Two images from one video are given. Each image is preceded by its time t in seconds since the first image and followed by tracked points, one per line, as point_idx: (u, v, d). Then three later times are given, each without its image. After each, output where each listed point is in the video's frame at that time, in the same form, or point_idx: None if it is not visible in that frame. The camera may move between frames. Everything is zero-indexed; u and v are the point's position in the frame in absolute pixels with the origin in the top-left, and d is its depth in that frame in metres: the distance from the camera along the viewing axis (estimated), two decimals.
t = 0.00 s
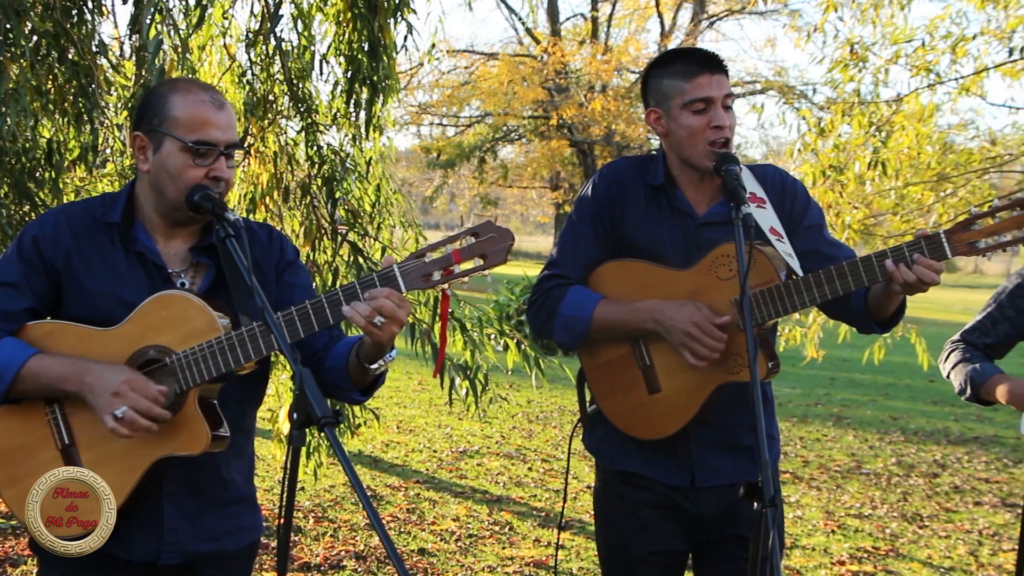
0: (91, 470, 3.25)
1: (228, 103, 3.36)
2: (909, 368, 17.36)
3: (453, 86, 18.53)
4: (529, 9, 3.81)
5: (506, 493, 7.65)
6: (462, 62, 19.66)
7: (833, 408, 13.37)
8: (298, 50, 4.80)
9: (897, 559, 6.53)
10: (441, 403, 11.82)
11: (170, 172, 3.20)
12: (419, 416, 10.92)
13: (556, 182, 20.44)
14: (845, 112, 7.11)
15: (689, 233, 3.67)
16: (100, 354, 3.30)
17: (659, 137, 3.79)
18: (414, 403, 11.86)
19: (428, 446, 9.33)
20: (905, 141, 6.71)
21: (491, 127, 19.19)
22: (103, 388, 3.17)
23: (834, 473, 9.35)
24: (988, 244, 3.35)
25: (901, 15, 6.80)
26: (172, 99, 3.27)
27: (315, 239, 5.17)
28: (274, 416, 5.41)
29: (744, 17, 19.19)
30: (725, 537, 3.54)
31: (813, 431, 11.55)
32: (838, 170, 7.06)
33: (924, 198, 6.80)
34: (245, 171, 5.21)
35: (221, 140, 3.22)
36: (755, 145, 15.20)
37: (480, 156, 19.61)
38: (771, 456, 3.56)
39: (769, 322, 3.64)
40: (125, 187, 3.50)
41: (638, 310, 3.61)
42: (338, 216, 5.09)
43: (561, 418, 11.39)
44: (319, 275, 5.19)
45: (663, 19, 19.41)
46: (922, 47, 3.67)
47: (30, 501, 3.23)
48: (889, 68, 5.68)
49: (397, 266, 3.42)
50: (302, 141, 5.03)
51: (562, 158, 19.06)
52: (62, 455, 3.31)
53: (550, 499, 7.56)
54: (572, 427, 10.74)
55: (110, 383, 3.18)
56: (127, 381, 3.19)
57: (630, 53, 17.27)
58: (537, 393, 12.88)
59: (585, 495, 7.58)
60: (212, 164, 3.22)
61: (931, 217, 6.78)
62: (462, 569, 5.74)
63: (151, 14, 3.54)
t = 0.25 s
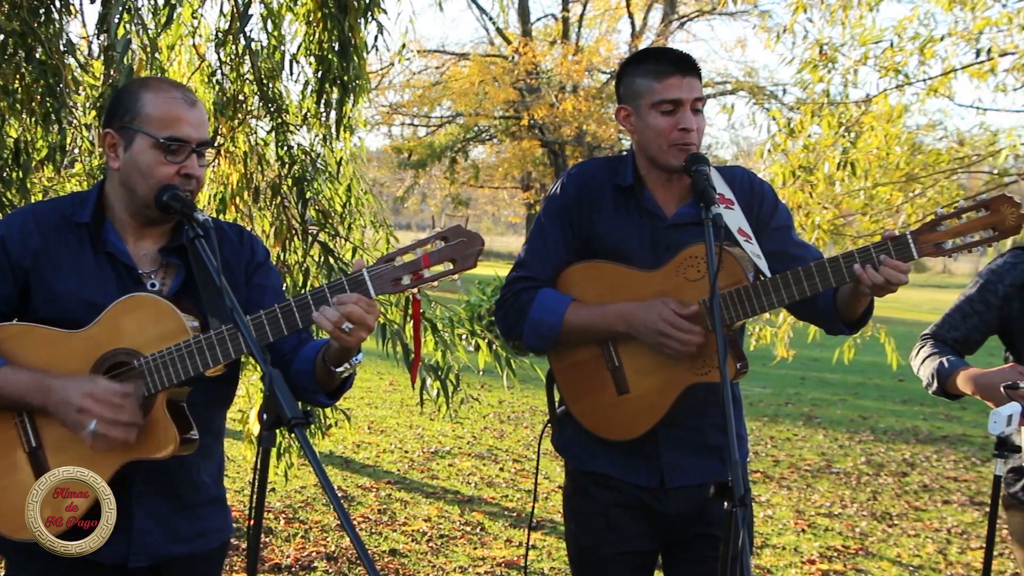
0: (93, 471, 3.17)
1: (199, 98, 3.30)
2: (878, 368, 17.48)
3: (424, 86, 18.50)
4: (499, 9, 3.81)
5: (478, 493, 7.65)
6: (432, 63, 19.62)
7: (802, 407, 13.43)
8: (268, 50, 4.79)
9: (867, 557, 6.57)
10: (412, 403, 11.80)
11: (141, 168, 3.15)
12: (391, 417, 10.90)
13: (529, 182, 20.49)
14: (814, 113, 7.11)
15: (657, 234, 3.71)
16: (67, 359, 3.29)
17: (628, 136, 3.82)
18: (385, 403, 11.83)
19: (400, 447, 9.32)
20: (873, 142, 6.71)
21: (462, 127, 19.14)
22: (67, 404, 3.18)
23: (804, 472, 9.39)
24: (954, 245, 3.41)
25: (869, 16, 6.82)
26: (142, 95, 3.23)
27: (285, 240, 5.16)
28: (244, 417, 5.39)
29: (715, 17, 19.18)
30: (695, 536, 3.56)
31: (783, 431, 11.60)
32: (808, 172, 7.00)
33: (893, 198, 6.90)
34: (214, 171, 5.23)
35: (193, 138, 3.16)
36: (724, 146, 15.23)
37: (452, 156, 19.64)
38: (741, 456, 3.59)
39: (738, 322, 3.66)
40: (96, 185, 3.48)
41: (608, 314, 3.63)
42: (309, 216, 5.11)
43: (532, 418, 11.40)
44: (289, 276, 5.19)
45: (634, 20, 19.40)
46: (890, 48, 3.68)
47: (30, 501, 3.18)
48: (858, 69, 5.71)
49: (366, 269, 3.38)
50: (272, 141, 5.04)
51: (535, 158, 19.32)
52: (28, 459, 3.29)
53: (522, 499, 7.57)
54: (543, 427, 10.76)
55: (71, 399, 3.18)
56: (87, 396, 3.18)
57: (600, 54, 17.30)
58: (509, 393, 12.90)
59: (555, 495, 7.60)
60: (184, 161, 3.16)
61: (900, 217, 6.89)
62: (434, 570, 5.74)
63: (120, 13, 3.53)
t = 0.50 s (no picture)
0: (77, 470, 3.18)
1: (168, 96, 3.28)
2: (849, 368, 17.58)
3: (395, 86, 18.47)
4: (470, 10, 3.80)
5: (449, 494, 7.64)
6: (402, 62, 19.57)
7: (773, 407, 13.49)
8: (237, 50, 4.79)
9: (836, 556, 6.60)
10: (383, 404, 11.79)
11: (109, 165, 3.12)
12: (362, 418, 10.87)
13: (499, 184, 20.19)
14: (784, 114, 7.08)
15: (628, 236, 3.73)
16: (36, 359, 3.26)
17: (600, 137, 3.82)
18: (356, 404, 11.80)
19: (371, 448, 9.30)
20: (843, 143, 6.74)
21: (434, 128, 19.04)
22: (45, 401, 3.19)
23: (774, 471, 9.42)
24: (920, 248, 3.40)
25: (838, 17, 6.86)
26: (110, 92, 3.20)
27: (254, 240, 5.11)
28: (213, 418, 5.37)
29: (685, 19, 18.84)
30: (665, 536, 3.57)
31: (754, 430, 11.64)
32: (778, 171, 7.08)
33: (862, 199, 6.94)
34: (182, 172, 5.17)
35: (162, 134, 3.14)
36: (694, 146, 15.24)
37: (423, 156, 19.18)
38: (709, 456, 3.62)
39: (708, 324, 3.68)
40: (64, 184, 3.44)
41: (578, 316, 3.64)
42: (279, 216, 5.12)
43: (504, 419, 11.41)
44: (259, 277, 5.17)
45: (605, 21, 19.34)
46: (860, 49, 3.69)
47: (30, 501, 3.15)
48: (827, 70, 5.74)
49: (337, 268, 3.41)
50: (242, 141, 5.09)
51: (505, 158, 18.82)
52: None
53: (493, 499, 7.58)
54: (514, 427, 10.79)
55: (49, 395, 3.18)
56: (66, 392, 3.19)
57: (571, 54, 17.27)
58: (481, 393, 12.91)
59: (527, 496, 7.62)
60: (152, 158, 3.13)
61: (869, 217, 6.96)
62: (405, 571, 5.73)
63: (86, 14, 3.49)
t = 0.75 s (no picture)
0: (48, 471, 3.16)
1: (138, 97, 3.26)
2: (820, 368, 17.66)
3: (366, 86, 18.39)
4: (441, 10, 3.80)
5: (421, 495, 7.62)
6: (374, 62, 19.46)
7: (744, 406, 13.53)
8: (208, 50, 4.82)
9: (808, 555, 6.62)
10: (355, 405, 11.76)
11: (77, 164, 3.10)
12: (333, 419, 10.83)
13: (471, 184, 19.98)
14: (755, 114, 7.11)
15: (599, 238, 3.72)
16: (5, 359, 3.23)
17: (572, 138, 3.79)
18: (327, 405, 11.75)
19: (343, 449, 9.27)
20: (813, 143, 6.81)
21: (406, 128, 18.73)
22: None
23: (746, 471, 9.44)
24: (892, 245, 3.42)
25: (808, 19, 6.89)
26: (78, 93, 3.17)
27: (225, 240, 5.14)
28: (183, 420, 5.35)
29: (657, 20, 18.62)
30: (634, 537, 3.60)
31: (725, 430, 11.66)
32: (750, 172, 7.09)
33: (832, 199, 6.93)
34: (153, 171, 5.17)
35: (130, 134, 3.12)
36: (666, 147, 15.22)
37: (395, 157, 18.99)
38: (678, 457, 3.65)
39: (681, 324, 3.68)
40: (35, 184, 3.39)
41: (549, 312, 3.64)
42: (250, 217, 5.11)
43: (476, 419, 11.41)
44: (230, 278, 5.14)
45: (576, 21, 19.01)
46: (829, 51, 3.72)
47: (30, 501, 3.10)
48: (797, 71, 5.77)
49: (309, 269, 3.35)
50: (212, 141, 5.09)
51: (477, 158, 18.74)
52: None
53: (465, 499, 7.58)
54: (486, 428, 10.79)
55: None
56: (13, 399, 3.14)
57: (542, 54, 17.26)
58: (453, 393, 12.89)
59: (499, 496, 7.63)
60: (121, 157, 3.12)
61: (839, 218, 6.98)
62: (376, 572, 5.72)
63: (55, 12, 3.51)
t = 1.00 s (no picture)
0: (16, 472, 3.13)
1: (100, 91, 3.25)
2: (792, 368, 17.75)
3: (338, 86, 18.31)
4: (413, 10, 3.81)
5: (393, 496, 7.62)
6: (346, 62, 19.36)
7: (716, 406, 13.58)
8: (179, 49, 4.85)
9: (779, 554, 6.65)
10: (327, 405, 11.74)
11: (40, 161, 3.08)
12: (305, 420, 10.79)
13: (444, 184, 19.93)
14: (726, 115, 7.15)
15: (573, 239, 3.70)
16: None
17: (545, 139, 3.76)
18: (299, 406, 11.70)
19: (315, 449, 9.25)
20: (785, 144, 6.86)
21: (378, 129, 18.75)
22: None
23: (718, 471, 9.47)
24: (863, 246, 3.41)
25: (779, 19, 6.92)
26: (39, 89, 3.15)
27: (196, 241, 5.11)
28: (154, 421, 5.33)
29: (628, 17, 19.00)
30: (606, 537, 3.61)
31: (698, 430, 11.68)
32: (721, 172, 7.07)
33: (803, 199, 7.03)
34: (123, 171, 5.16)
35: (94, 128, 3.11)
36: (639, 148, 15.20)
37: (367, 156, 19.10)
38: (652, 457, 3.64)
39: (653, 326, 3.65)
40: None
41: (522, 319, 3.60)
42: (222, 218, 5.08)
43: (448, 419, 11.41)
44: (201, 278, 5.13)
45: (549, 21, 18.97)
46: (800, 50, 3.73)
47: (30, 501, 3.08)
48: (768, 72, 5.79)
49: (277, 267, 3.37)
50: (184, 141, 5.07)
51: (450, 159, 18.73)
52: None
53: (438, 500, 7.58)
54: (459, 428, 10.80)
55: None
56: None
57: (515, 55, 17.18)
58: (426, 394, 12.89)
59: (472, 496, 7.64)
60: (86, 152, 3.10)
61: (811, 218, 7.01)
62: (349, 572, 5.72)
63: (24, 11, 3.50)
